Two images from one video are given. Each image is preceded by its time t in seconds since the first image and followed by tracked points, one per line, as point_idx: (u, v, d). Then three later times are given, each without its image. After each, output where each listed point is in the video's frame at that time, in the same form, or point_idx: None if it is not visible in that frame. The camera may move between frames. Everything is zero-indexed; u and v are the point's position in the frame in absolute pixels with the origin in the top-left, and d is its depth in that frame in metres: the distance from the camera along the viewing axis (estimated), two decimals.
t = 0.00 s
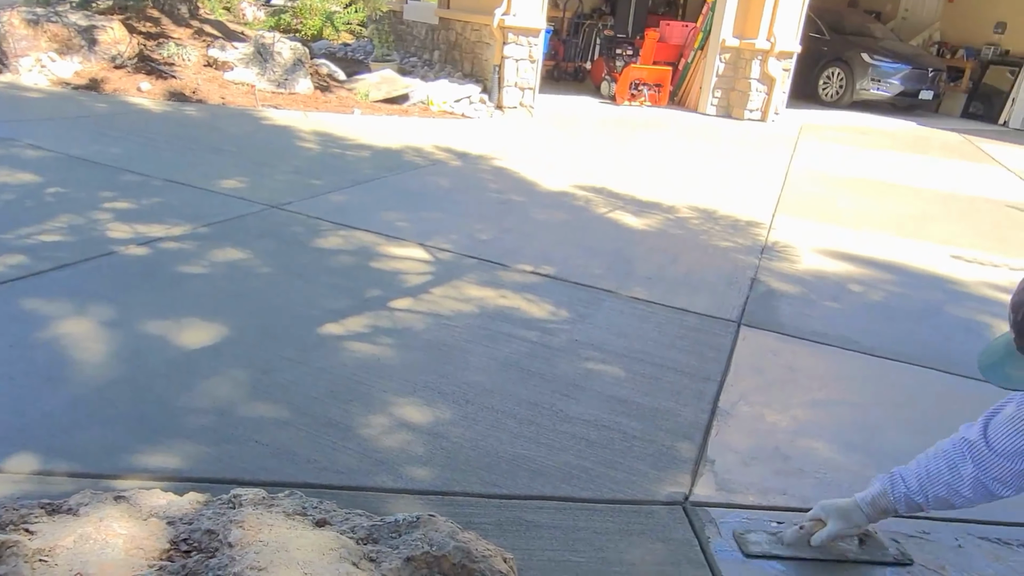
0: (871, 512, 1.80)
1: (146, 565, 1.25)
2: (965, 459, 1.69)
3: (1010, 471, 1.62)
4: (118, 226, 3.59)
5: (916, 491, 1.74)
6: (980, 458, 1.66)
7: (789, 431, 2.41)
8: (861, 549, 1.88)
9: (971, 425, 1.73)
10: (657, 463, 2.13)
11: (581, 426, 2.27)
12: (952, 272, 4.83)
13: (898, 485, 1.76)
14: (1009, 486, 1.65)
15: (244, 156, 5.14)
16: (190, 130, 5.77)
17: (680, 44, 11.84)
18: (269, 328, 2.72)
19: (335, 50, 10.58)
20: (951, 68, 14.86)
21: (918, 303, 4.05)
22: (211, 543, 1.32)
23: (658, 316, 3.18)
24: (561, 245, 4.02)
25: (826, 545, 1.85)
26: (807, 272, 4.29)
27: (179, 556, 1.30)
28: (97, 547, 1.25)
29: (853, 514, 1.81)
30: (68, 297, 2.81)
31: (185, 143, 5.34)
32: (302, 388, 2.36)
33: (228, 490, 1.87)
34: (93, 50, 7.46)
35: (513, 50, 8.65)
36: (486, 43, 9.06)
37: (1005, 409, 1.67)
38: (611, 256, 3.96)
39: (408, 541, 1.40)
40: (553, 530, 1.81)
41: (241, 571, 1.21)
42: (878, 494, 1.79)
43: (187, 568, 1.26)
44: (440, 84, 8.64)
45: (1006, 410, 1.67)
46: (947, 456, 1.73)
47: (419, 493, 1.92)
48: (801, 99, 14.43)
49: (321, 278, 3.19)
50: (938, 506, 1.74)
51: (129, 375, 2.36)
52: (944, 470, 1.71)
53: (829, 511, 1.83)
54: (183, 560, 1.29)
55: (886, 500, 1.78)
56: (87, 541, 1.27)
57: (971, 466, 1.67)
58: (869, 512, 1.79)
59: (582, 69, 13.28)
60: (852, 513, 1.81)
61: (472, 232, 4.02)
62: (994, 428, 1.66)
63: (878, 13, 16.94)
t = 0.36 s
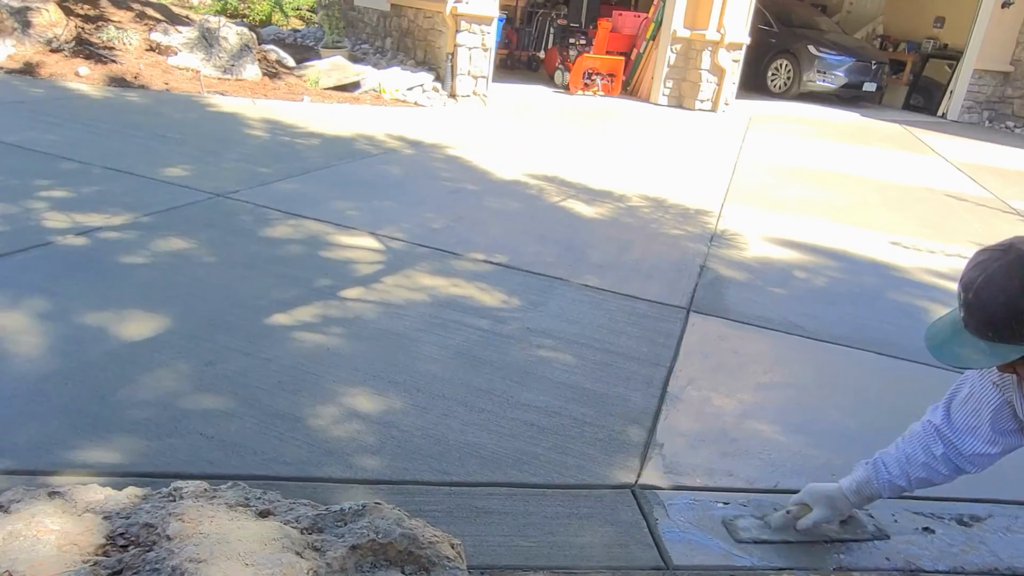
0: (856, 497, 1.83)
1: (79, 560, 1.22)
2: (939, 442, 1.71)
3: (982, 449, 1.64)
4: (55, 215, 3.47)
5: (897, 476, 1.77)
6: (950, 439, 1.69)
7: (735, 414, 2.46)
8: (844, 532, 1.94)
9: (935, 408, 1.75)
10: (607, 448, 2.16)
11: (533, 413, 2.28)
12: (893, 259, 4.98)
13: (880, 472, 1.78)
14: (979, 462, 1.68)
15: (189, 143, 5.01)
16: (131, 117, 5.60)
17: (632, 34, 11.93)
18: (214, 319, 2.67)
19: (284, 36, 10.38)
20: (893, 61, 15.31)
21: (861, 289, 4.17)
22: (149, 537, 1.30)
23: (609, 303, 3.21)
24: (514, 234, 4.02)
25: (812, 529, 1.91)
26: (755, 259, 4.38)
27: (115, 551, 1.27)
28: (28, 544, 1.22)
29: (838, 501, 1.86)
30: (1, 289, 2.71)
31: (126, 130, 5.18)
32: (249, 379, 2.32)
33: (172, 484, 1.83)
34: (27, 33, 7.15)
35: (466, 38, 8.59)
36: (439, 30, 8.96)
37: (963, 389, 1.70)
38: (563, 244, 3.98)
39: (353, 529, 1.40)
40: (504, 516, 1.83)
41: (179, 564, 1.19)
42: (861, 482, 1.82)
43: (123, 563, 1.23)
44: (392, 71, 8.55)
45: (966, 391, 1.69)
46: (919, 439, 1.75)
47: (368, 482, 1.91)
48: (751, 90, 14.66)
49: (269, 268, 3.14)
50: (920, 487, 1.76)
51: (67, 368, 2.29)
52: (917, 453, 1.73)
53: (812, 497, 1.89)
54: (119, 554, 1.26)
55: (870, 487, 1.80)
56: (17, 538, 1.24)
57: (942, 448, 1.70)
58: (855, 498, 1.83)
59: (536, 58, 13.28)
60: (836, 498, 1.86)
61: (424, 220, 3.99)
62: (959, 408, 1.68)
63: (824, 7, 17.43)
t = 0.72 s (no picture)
0: (877, 494, 1.89)
1: (5, 564, 1.18)
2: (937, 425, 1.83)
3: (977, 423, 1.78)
4: None
5: (911, 466, 1.84)
6: (946, 418, 1.82)
7: (684, 403, 2.50)
8: (866, 532, 1.96)
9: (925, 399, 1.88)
10: (557, 438, 2.17)
11: (483, 404, 2.28)
12: (836, 250, 5.12)
13: (894, 465, 1.85)
14: (978, 436, 1.81)
15: (130, 133, 4.86)
16: (68, 105, 5.40)
17: (585, 27, 11.93)
18: (156, 314, 2.60)
19: (230, 24, 10.13)
20: (838, 57, 15.69)
21: (806, 279, 4.27)
22: (81, 537, 1.26)
23: (560, 294, 3.23)
24: (466, 226, 4.01)
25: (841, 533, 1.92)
26: (704, 250, 4.45)
27: (45, 553, 1.23)
28: None
29: (862, 501, 1.91)
30: None
31: (63, 118, 5.00)
32: (193, 375, 2.27)
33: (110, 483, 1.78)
34: None
35: (418, 28, 8.52)
36: (390, 20, 8.84)
37: (945, 370, 1.85)
38: (515, 236, 3.99)
39: (296, 524, 1.38)
40: (454, 508, 1.82)
41: (111, 564, 1.16)
42: (880, 479, 1.88)
43: (53, 565, 1.19)
44: (343, 61, 8.44)
45: (948, 372, 1.85)
46: (919, 427, 1.86)
47: (316, 477, 1.88)
48: (701, 84, 14.88)
49: (214, 261, 3.07)
50: (932, 473, 1.86)
51: None
52: (924, 439, 1.83)
53: (841, 501, 1.92)
54: (49, 557, 1.22)
55: (888, 482, 1.87)
56: None
57: (946, 429, 1.81)
58: (876, 496, 1.89)
59: (489, 50, 13.25)
60: (862, 499, 1.90)
61: (375, 212, 3.95)
62: (948, 388, 1.83)
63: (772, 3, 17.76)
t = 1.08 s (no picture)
0: (821, 476, 1.98)
1: None
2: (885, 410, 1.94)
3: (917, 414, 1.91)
4: None
5: (855, 450, 1.96)
6: (895, 406, 1.93)
7: (626, 392, 2.54)
8: (812, 513, 2.05)
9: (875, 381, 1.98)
10: (500, 429, 2.17)
11: (425, 397, 2.27)
12: (774, 240, 5.25)
13: (839, 448, 1.96)
14: (920, 425, 1.94)
15: (55, 122, 4.67)
16: None
17: (529, 19, 11.99)
18: (84, 310, 2.51)
19: (164, 10, 9.80)
20: (776, 52, 16.06)
21: (744, 269, 4.37)
22: None
23: (504, 286, 3.23)
24: (409, 218, 3.98)
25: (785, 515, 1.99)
26: (646, 241, 4.52)
27: None
28: None
29: (808, 484, 1.99)
30: None
31: None
32: (123, 372, 2.20)
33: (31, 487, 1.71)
34: None
35: (360, 17, 8.39)
36: (331, 8, 8.68)
37: (902, 355, 1.96)
38: (459, 227, 3.98)
39: (226, 524, 1.36)
40: (395, 501, 1.81)
41: (27, 571, 1.12)
42: (826, 461, 1.97)
43: None
44: (283, 49, 8.26)
45: (902, 356, 1.96)
46: (867, 411, 1.96)
47: (252, 475, 1.85)
48: (644, 77, 15.06)
49: (147, 255, 2.98)
50: (872, 457, 1.98)
51: None
52: (871, 424, 1.94)
53: (787, 484, 1.99)
54: None
55: (833, 464, 1.97)
56: None
57: (889, 415, 1.94)
58: (821, 477, 1.98)
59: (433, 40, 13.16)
60: (807, 482, 1.98)
61: (316, 204, 3.89)
62: (901, 374, 1.94)
63: None
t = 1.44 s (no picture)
0: (811, 459, 2.08)
1: None
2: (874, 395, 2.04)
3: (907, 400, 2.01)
4: None
5: (844, 434, 2.05)
6: (883, 392, 2.03)
7: (570, 382, 2.56)
8: (802, 493, 2.17)
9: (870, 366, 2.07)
10: (444, 422, 2.17)
11: (367, 392, 2.25)
12: (715, 232, 5.35)
13: (829, 432, 2.05)
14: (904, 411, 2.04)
15: None
16: None
17: (474, 10, 11.78)
18: (6, 308, 2.40)
19: None
20: (718, 47, 16.35)
21: (686, 260, 4.44)
22: None
23: (448, 279, 3.22)
24: (352, 211, 3.93)
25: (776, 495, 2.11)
26: (590, 233, 4.55)
27: None
28: None
29: (798, 466, 2.09)
30: None
31: None
32: (49, 373, 2.12)
33: None
34: None
35: (300, 6, 8.24)
36: None
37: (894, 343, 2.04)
38: (404, 221, 3.94)
39: (155, 526, 1.32)
40: (337, 498, 1.79)
41: None
42: (815, 444, 2.07)
43: None
44: (220, 38, 8.06)
45: (896, 344, 2.04)
46: (858, 396, 2.06)
47: (187, 476, 1.80)
48: (590, 70, 15.17)
49: (76, 250, 2.87)
50: (858, 440, 2.08)
51: None
52: (860, 409, 2.04)
53: (780, 467, 2.08)
54: None
55: (822, 447, 2.06)
56: None
57: (879, 402, 2.04)
58: (810, 459, 2.08)
59: (377, 31, 13.00)
60: (799, 465, 2.08)
61: (255, 197, 3.81)
62: (894, 361, 2.02)
63: None
